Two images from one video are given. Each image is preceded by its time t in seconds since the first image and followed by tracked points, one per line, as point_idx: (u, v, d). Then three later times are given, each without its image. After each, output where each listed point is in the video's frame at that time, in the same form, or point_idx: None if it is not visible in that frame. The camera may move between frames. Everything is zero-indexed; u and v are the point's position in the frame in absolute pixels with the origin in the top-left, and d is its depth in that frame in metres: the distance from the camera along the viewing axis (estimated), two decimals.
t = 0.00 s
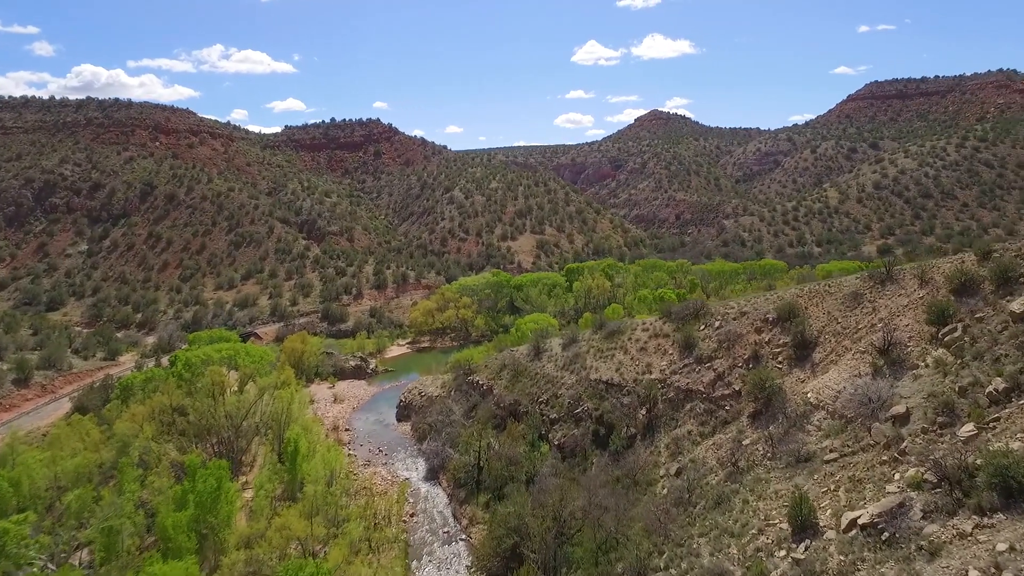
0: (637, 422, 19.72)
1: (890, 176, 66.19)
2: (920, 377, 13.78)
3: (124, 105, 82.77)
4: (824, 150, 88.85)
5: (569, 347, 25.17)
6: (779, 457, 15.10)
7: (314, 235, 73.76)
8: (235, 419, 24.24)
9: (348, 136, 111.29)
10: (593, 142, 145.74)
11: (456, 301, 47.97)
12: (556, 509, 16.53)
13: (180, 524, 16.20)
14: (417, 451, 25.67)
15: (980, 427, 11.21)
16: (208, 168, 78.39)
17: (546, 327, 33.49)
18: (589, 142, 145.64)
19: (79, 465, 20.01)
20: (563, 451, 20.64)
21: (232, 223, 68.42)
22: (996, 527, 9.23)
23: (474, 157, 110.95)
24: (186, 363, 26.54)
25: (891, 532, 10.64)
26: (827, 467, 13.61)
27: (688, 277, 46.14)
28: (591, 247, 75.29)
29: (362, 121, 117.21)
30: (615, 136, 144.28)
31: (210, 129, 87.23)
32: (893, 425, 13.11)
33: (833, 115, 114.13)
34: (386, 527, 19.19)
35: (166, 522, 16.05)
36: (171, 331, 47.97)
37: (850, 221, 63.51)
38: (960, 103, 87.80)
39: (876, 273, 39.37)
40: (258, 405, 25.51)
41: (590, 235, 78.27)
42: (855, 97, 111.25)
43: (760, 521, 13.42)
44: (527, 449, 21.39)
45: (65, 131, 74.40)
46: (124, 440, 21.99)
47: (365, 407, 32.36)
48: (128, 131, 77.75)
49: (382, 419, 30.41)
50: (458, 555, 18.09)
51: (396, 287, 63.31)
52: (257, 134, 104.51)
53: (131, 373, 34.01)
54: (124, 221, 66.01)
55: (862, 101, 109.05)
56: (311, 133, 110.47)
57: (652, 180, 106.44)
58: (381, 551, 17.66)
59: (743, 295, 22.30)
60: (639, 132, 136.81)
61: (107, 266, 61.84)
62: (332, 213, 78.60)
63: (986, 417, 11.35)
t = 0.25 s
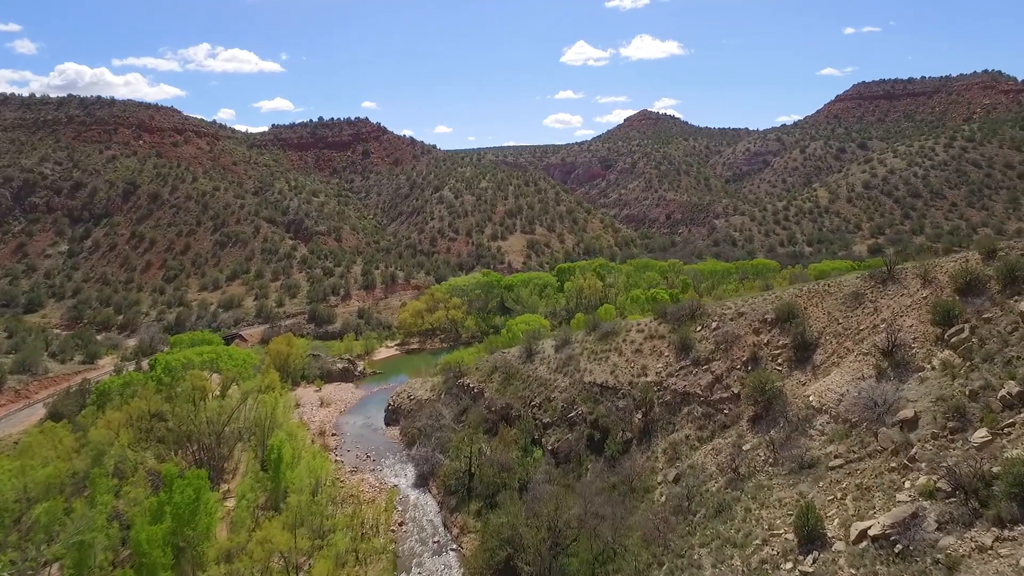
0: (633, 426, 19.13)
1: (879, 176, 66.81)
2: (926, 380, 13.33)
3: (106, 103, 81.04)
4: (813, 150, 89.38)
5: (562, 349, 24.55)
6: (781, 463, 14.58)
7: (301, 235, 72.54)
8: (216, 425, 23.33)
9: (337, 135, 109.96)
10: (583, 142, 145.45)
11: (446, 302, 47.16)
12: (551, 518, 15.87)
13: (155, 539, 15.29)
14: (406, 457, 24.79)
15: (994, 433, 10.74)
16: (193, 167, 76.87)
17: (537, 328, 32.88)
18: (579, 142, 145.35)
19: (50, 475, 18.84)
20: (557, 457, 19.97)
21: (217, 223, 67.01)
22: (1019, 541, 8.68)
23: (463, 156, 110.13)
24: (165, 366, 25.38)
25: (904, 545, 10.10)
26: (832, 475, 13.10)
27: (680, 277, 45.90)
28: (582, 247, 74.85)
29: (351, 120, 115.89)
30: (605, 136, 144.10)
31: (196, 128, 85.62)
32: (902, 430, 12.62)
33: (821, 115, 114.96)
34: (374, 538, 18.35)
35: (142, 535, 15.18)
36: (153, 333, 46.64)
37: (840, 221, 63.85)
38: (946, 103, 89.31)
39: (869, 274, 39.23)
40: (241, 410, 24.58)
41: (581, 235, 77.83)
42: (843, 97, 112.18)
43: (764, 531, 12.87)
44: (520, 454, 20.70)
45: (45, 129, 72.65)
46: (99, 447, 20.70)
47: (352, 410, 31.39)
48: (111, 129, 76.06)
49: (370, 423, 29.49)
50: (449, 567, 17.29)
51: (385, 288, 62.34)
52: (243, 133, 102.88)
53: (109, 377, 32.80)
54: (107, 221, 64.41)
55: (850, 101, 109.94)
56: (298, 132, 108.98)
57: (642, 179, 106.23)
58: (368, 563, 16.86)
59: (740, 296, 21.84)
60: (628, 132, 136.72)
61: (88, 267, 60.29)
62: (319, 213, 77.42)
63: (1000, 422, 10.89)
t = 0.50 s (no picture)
0: (633, 430, 18.60)
1: (874, 175, 67.02)
2: (937, 383, 12.89)
3: (94, 101, 79.74)
4: (806, 150, 89.57)
5: (559, 351, 24.00)
6: (787, 469, 14.12)
7: (293, 235, 71.60)
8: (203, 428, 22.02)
9: (329, 134, 108.94)
10: (577, 142, 145.19)
11: (439, 302, 46.52)
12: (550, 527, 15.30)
13: (135, 551, 14.55)
14: (399, 462, 24.04)
15: (1013, 440, 10.29)
16: (183, 166, 75.72)
17: (532, 329, 32.33)
18: (573, 141, 145.09)
19: (27, 485, 17.89)
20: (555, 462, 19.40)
21: (207, 223, 65.93)
22: None
23: (457, 156, 109.42)
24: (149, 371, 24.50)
25: (921, 558, 9.62)
26: (841, 482, 12.64)
27: (676, 276, 45.63)
28: (577, 247, 74.42)
29: (343, 119, 114.89)
30: (599, 135, 143.86)
31: (185, 126, 84.39)
32: (913, 436, 12.17)
33: (814, 115, 115.38)
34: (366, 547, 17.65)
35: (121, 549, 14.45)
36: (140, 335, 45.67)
37: (835, 220, 63.99)
38: (938, 103, 90.06)
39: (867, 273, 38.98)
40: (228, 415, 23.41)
41: (575, 234, 77.44)
42: (836, 97, 112.58)
43: (772, 541, 12.36)
44: (516, 459, 20.11)
45: (31, 128, 71.32)
46: (78, 455, 19.69)
47: (343, 413, 30.60)
48: (99, 127, 74.80)
49: (362, 426, 28.75)
50: None
51: (378, 288, 61.59)
52: (234, 132, 101.66)
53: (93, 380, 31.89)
54: (94, 220, 63.21)
55: (843, 101, 110.38)
56: (290, 131, 107.88)
57: (637, 179, 105.90)
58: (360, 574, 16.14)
59: (740, 296, 21.40)
60: (622, 132, 136.44)
61: (75, 268, 59.10)
62: (311, 212, 76.51)
63: (1019, 428, 10.43)
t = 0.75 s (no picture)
0: (634, 435, 18.00)
1: (868, 175, 67.10)
2: (951, 387, 12.38)
3: (82, 99, 78.39)
4: (801, 150, 89.61)
5: (556, 353, 23.37)
6: (796, 477, 13.55)
7: (284, 235, 70.56)
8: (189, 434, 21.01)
9: (321, 134, 107.85)
10: (571, 141, 144.78)
11: (433, 303, 45.79)
12: (548, 537, 14.65)
13: (111, 568, 13.72)
14: (392, 468, 23.11)
15: None
16: (172, 165, 74.49)
17: (528, 331, 31.70)
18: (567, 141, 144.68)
19: None
20: (553, 468, 18.75)
21: (196, 223, 64.77)
22: None
23: (451, 155, 108.65)
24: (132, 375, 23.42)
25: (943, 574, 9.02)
26: (853, 492, 12.08)
27: (673, 276, 45.32)
28: (572, 247, 73.89)
29: (335, 118, 113.78)
30: (593, 135, 143.50)
31: (175, 125, 83.09)
32: (929, 443, 11.61)
33: (808, 115, 115.65)
34: (357, 558, 16.82)
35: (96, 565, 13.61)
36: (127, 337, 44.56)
37: (831, 220, 64.05)
38: (931, 103, 90.50)
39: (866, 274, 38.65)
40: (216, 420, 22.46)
41: (570, 234, 76.92)
42: (829, 97, 112.80)
43: (782, 553, 11.76)
44: (513, 466, 19.43)
45: (17, 126, 69.92)
46: (56, 464, 18.70)
47: (334, 417, 29.58)
48: (87, 126, 73.48)
49: (354, 431, 27.78)
50: None
51: (371, 289, 60.70)
52: (225, 132, 100.38)
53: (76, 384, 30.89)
54: (81, 220, 61.94)
55: (836, 101, 110.68)
56: (281, 130, 106.66)
57: (631, 179, 105.53)
58: None
59: (743, 296, 20.90)
60: (616, 131, 136.12)
61: (60, 268, 57.82)
62: (303, 212, 75.52)
63: None
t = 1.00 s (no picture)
0: (635, 440, 17.47)
1: (866, 174, 66.98)
2: (967, 391, 11.90)
3: (73, 97, 77.36)
4: (797, 149, 89.52)
5: (555, 355, 22.83)
6: (805, 485, 13.05)
7: (278, 234, 69.73)
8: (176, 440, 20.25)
9: (315, 133, 106.96)
10: (567, 141, 144.34)
11: (429, 303, 45.17)
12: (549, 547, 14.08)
13: None
14: (387, 473, 22.36)
15: None
16: (165, 164, 73.54)
17: (525, 332, 31.17)
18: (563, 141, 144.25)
19: None
20: (552, 474, 18.17)
21: (189, 222, 63.83)
22: None
23: (446, 155, 108.02)
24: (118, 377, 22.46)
25: None
26: (867, 500, 11.57)
27: (671, 276, 44.98)
28: (568, 246, 73.39)
29: (330, 117, 112.87)
30: (588, 135, 143.08)
31: (168, 123, 82.09)
32: (947, 450, 11.12)
33: (803, 115, 115.71)
34: (349, 568, 16.09)
35: None
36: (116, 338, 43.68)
37: (828, 219, 63.93)
38: (927, 103, 90.68)
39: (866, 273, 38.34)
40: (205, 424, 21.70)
41: (567, 234, 76.43)
42: (825, 97, 112.79)
43: (793, 565, 11.23)
44: (510, 471, 18.86)
45: (7, 125, 68.85)
46: (37, 470, 17.87)
47: (328, 420, 28.80)
48: (78, 124, 72.46)
49: (348, 434, 27.02)
50: None
51: (366, 289, 59.83)
52: (218, 131, 99.39)
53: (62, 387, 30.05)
54: (71, 219, 60.96)
55: (832, 101, 110.75)
56: (276, 129, 105.69)
57: (627, 178, 105.11)
58: None
59: (746, 296, 20.44)
60: (612, 131, 135.74)
61: (49, 269, 56.82)
62: (297, 212, 74.70)
63: None
